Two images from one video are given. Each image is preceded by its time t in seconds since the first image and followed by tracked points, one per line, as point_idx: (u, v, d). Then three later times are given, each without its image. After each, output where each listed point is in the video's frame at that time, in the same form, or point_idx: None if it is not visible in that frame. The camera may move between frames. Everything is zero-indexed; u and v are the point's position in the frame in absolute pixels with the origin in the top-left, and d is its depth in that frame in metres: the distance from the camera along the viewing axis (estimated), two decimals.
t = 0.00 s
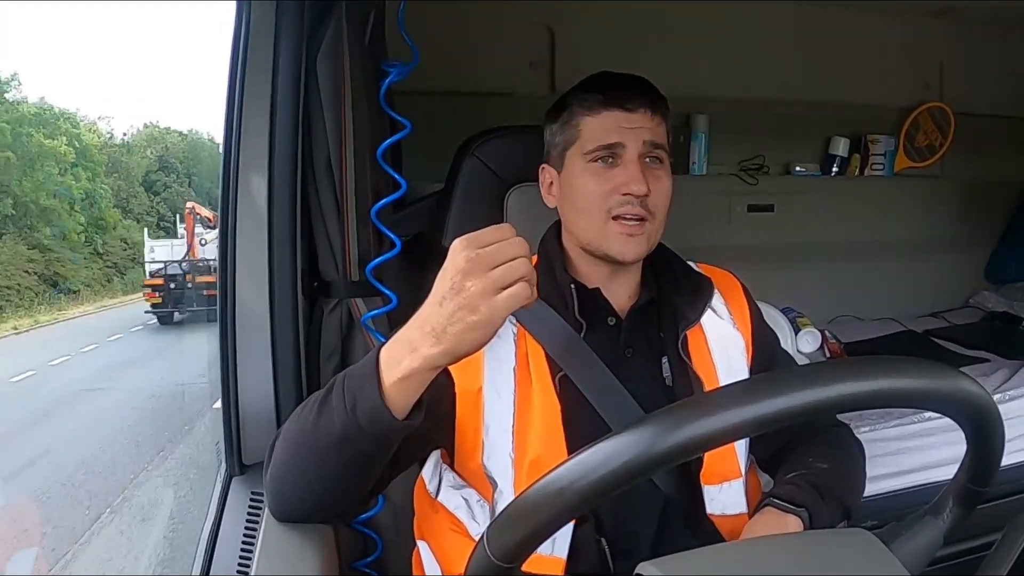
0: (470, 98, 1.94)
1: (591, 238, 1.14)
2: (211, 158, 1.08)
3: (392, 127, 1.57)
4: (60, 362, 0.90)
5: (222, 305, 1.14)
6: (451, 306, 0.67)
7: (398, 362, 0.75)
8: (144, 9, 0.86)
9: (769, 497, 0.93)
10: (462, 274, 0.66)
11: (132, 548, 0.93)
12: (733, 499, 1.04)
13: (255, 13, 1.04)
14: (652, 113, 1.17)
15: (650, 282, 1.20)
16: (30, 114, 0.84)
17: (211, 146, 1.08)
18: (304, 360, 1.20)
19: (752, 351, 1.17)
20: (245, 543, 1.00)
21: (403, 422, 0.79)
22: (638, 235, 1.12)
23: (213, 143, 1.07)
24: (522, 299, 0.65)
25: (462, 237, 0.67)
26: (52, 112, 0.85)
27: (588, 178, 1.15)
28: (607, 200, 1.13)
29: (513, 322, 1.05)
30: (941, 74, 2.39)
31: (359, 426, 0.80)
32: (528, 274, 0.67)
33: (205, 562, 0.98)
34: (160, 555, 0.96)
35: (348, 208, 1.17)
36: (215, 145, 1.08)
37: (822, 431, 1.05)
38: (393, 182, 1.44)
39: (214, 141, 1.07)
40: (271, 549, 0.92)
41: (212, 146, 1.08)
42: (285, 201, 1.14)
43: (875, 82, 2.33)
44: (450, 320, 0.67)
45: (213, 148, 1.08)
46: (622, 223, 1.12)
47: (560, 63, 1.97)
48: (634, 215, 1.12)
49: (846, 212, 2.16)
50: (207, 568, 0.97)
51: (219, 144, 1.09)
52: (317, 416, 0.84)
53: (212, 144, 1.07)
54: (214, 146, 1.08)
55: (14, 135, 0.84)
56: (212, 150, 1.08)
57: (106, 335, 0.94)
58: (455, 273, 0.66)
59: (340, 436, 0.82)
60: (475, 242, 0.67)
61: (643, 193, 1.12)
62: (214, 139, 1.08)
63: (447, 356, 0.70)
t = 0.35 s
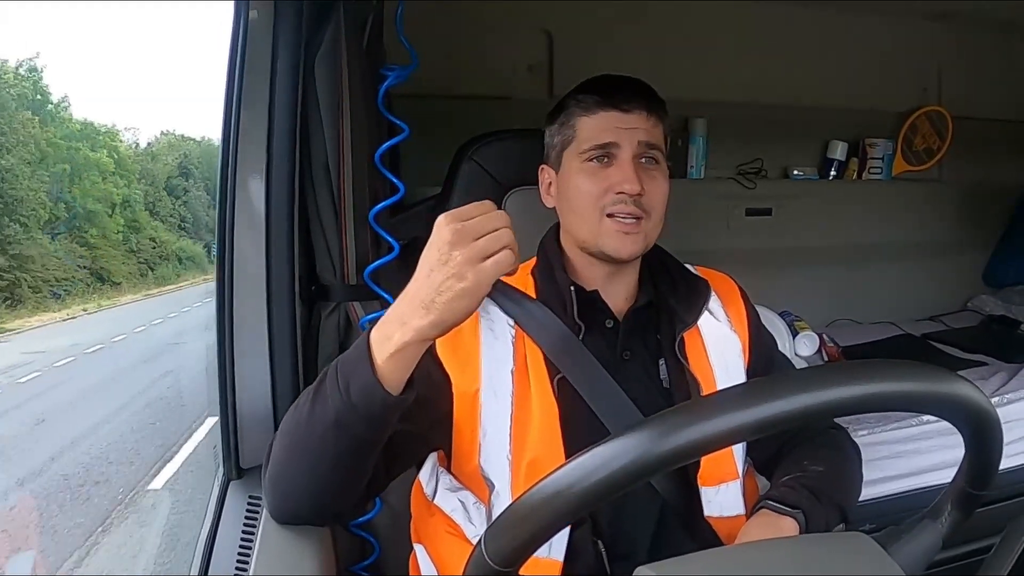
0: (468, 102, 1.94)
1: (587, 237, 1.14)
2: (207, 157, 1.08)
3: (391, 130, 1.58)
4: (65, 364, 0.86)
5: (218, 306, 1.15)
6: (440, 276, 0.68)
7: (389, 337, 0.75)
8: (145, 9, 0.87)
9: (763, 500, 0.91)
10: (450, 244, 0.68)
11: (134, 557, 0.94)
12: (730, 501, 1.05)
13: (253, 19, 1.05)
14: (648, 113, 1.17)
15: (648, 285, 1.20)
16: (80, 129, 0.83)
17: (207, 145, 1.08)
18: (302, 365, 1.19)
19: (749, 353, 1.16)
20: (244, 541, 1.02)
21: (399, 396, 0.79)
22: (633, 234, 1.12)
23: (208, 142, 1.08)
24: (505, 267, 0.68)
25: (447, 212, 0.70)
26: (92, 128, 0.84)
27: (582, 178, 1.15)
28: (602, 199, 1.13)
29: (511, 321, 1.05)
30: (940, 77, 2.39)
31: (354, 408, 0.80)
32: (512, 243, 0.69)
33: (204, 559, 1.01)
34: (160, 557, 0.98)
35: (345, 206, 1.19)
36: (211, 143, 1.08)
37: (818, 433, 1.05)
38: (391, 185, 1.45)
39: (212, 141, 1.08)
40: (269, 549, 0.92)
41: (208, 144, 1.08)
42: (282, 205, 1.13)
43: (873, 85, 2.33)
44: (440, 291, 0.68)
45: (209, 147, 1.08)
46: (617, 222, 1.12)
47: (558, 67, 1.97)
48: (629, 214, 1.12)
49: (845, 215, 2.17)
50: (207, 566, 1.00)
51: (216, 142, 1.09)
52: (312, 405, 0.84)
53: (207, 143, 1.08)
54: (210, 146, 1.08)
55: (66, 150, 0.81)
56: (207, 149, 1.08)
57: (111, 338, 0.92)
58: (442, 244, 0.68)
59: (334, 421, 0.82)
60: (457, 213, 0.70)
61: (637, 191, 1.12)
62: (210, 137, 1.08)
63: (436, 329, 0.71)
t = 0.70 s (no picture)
0: (465, 103, 1.95)
1: (580, 235, 1.14)
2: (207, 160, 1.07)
3: (388, 133, 1.58)
4: (71, 364, 0.91)
5: (217, 310, 1.14)
6: (431, 264, 0.71)
7: (382, 328, 0.77)
8: (165, 9, 0.86)
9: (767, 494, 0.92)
10: (440, 234, 0.72)
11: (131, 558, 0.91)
12: (729, 501, 1.05)
13: (250, 20, 1.03)
14: (645, 114, 1.17)
15: (645, 286, 1.19)
16: (116, 141, 0.88)
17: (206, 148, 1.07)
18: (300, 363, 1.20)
19: (746, 354, 1.17)
20: (243, 544, 1.00)
21: (393, 387, 0.80)
22: (626, 233, 1.11)
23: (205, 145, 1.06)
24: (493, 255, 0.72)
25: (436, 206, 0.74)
26: (121, 139, 0.88)
27: (577, 178, 1.15)
28: (595, 198, 1.13)
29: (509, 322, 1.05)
30: (937, 78, 2.40)
31: (347, 397, 0.80)
32: (499, 235, 0.74)
33: (204, 560, 0.99)
34: (163, 552, 0.97)
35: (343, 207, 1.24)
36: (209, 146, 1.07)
37: (816, 432, 1.05)
38: (388, 187, 1.45)
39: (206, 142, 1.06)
40: (267, 550, 0.92)
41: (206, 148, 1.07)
42: (280, 206, 1.13)
43: (870, 86, 2.34)
44: (431, 280, 0.72)
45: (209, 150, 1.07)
46: (610, 221, 1.11)
47: (556, 69, 1.98)
48: (623, 214, 1.11)
49: (842, 215, 2.17)
50: (207, 567, 0.98)
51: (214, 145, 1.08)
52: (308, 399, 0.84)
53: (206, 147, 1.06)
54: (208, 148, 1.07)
55: (110, 162, 0.87)
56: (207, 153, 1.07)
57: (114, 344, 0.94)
58: (432, 233, 0.72)
59: (329, 413, 0.82)
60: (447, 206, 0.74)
61: (630, 192, 1.11)
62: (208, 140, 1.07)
63: (427, 318, 0.74)
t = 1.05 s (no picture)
0: (463, 105, 1.95)
1: (569, 240, 1.14)
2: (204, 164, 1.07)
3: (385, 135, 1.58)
4: (80, 363, 0.96)
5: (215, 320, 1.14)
6: (448, 385, 0.64)
7: (391, 426, 0.75)
8: (179, 10, 0.86)
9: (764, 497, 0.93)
10: (459, 356, 0.62)
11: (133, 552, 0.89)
12: (726, 503, 1.05)
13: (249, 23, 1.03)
14: (629, 116, 1.16)
15: (643, 288, 1.20)
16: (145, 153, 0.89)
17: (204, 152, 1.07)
18: (299, 366, 1.20)
19: (744, 356, 1.17)
20: (241, 549, 1.00)
21: (394, 479, 0.79)
22: (612, 237, 1.11)
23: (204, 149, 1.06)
24: (526, 384, 0.62)
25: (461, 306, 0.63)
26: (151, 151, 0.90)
27: (563, 183, 1.15)
28: (580, 203, 1.13)
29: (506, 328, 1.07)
30: (935, 79, 2.40)
31: (351, 475, 0.80)
32: (531, 356, 0.63)
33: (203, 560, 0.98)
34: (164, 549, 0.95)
35: (343, 218, 1.22)
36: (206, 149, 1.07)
37: (812, 433, 1.05)
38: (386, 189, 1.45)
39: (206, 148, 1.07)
40: (266, 552, 0.90)
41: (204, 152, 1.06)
42: (278, 209, 1.13)
43: (869, 87, 2.34)
44: (447, 399, 0.65)
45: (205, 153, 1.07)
46: (595, 227, 1.12)
47: (554, 70, 1.98)
48: (606, 218, 1.11)
49: (841, 216, 2.17)
50: (205, 568, 0.97)
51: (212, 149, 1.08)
52: (311, 454, 0.85)
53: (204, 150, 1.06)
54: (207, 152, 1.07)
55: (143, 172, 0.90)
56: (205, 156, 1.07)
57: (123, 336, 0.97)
58: (451, 351, 0.63)
59: (333, 481, 0.82)
60: (472, 316, 0.62)
61: (613, 196, 1.11)
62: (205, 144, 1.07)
63: (440, 428, 0.68)
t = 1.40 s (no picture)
0: (462, 102, 1.95)
1: (574, 231, 1.13)
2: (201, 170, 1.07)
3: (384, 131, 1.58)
4: (85, 362, 0.95)
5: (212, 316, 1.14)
6: (438, 353, 0.64)
7: (383, 403, 0.75)
8: (179, 10, 0.89)
9: (768, 487, 0.94)
10: (447, 321, 0.63)
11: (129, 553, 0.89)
12: (724, 501, 1.05)
13: (248, 19, 1.03)
14: (631, 108, 1.17)
15: (638, 284, 1.20)
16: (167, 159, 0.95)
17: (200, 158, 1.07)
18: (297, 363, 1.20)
19: (740, 354, 1.16)
20: (239, 548, 0.99)
21: (388, 457, 0.79)
22: (619, 227, 1.11)
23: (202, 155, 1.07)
24: (512, 349, 0.63)
25: (448, 277, 0.64)
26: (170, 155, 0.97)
27: (566, 175, 1.15)
28: (586, 194, 1.13)
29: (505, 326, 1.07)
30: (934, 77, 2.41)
31: (345, 456, 0.80)
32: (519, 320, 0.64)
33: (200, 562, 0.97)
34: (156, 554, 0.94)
35: (340, 212, 1.18)
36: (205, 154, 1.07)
37: (810, 431, 1.05)
38: (384, 186, 1.45)
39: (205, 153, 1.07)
40: (265, 547, 0.90)
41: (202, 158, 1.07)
42: (276, 205, 1.13)
43: (867, 85, 2.34)
44: (436, 367, 0.65)
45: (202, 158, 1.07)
46: (602, 217, 1.12)
47: (553, 68, 1.98)
48: (614, 208, 1.11)
49: (839, 214, 2.17)
50: (203, 567, 0.97)
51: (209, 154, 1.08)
52: (304, 438, 0.85)
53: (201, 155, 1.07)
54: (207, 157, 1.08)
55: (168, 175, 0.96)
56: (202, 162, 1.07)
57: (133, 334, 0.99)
58: (440, 319, 0.63)
59: (326, 464, 0.82)
60: (458, 285, 0.64)
61: (621, 185, 1.11)
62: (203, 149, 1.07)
63: (431, 400, 0.69)
